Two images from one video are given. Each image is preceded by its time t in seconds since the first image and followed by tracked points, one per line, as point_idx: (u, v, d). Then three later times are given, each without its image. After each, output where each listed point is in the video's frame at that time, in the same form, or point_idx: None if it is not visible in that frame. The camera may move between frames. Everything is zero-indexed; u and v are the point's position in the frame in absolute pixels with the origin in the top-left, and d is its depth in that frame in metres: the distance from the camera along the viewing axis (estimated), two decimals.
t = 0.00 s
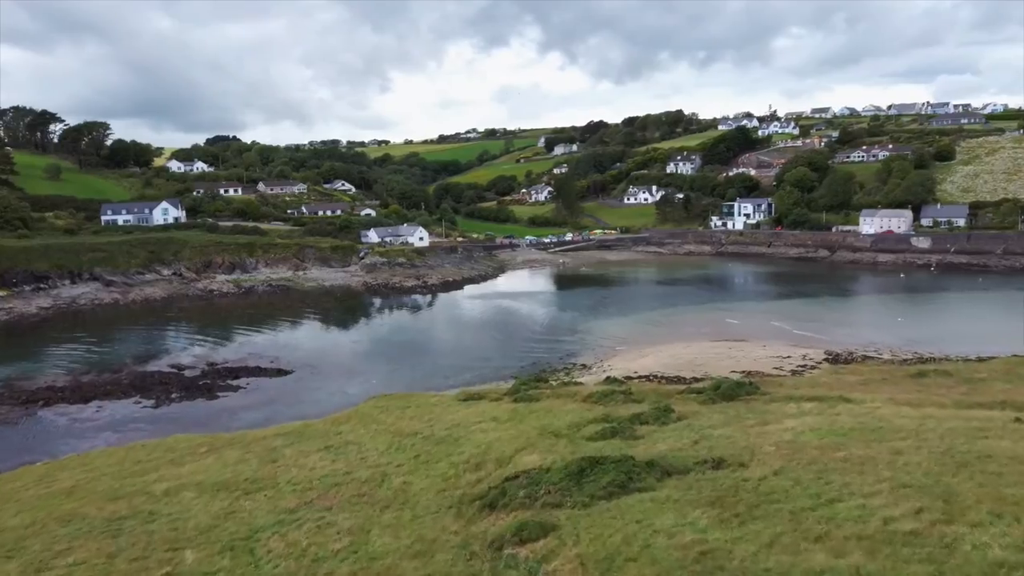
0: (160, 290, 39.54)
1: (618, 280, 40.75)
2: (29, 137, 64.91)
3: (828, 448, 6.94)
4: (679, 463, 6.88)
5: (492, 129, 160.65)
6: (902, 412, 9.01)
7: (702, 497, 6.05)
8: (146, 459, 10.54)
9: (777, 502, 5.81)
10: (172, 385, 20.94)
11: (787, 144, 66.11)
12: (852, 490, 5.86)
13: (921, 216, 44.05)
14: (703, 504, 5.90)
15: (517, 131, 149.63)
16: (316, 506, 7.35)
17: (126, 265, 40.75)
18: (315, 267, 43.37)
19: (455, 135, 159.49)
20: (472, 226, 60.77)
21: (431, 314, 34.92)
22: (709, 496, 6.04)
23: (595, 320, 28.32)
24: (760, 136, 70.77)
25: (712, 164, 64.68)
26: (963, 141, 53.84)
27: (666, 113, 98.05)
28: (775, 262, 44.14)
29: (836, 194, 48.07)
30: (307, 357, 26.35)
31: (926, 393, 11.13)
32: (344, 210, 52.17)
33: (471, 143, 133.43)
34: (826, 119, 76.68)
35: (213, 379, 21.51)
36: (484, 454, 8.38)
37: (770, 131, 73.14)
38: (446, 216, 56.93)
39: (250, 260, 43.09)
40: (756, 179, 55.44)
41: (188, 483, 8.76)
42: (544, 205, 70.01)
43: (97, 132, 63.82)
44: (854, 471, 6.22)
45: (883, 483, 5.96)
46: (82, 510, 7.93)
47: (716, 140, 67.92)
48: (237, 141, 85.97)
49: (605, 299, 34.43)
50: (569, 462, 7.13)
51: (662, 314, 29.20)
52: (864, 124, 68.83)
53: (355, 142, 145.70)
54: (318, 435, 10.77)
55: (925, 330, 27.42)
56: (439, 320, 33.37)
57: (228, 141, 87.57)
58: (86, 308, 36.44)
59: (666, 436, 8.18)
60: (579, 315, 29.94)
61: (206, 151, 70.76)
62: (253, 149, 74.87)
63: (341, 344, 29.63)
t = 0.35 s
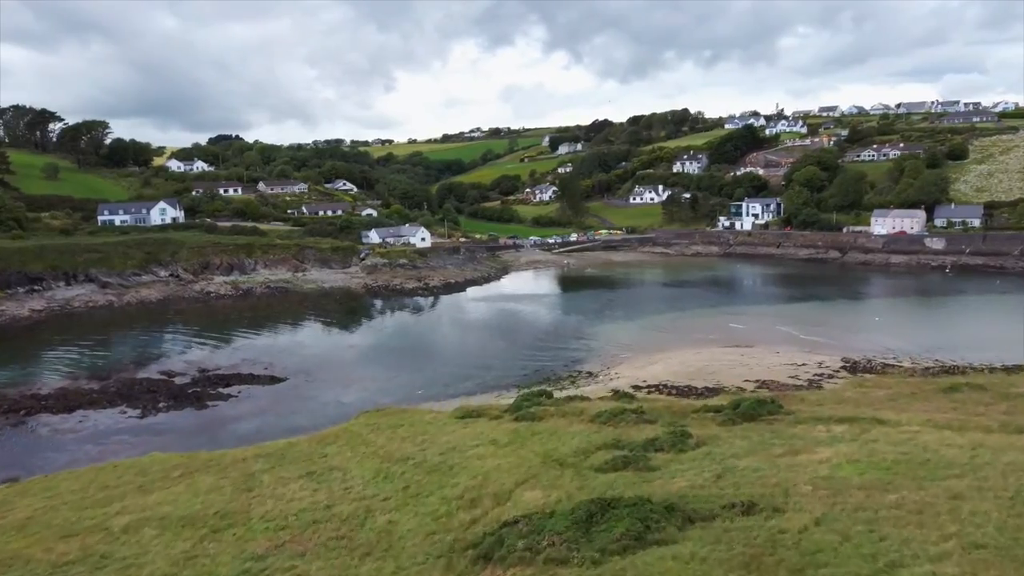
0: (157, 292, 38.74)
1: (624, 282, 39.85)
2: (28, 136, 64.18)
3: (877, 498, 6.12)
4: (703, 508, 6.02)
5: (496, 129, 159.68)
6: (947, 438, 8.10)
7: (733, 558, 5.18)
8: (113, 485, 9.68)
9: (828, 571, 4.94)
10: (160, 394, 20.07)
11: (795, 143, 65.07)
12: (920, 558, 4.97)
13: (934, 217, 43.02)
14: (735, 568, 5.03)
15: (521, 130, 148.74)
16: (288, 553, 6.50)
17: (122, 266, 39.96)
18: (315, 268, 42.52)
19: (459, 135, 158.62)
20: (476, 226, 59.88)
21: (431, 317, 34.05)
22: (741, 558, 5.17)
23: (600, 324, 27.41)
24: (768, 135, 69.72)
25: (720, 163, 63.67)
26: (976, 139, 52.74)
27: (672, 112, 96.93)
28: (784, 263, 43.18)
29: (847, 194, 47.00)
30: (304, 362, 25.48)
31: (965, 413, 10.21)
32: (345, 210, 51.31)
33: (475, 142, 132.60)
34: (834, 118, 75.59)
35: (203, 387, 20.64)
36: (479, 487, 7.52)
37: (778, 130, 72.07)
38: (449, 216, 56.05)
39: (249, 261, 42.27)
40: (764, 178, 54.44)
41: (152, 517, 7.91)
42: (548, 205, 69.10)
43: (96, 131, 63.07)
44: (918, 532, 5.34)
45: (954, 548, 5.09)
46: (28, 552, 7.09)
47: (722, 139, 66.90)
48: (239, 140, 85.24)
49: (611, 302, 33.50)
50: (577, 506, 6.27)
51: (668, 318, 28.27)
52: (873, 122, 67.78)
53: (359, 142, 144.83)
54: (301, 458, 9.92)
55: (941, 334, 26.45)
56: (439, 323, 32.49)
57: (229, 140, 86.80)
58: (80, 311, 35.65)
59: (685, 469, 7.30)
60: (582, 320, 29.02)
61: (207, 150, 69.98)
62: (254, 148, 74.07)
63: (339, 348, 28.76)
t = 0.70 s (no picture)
0: (151, 294, 37.89)
1: (629, 285, 38.91)
2: (25, 135, 63.35)
3: (938, 573, 5.27)
4: None
5: (498, 128, 158.74)
6: (1002, 476, 7.22)
7: None
8: (69, 520, 8.76)
9: None
10: (144, 405, 19.14)
11: (802, 142, 64.00)
12: None
13: (947, 217, 41.99)
14: None
15: (524, 130, 147.90)
16: None
17: (115, 268, 39.08)
18: (313, 270, 41.62)
19: (461, 135, 157.84)
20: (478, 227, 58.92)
21: (430, 320, 33.11)
22: None
23: (605, 330, 26.47)
24: (774, 134, 68.71)
25: (725, 162, 62.64)
26: (987, 138, 51.69)
27: (676, 111, 95.85)
28: (793, 265, 42.18)
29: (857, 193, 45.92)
30: (298, 368, 24.56)
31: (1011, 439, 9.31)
32: (344, 210, 50.43)
33: (478, 142, 131.81)
34: (841, 117, 74.57)
35: (190, 398, 19.71)
36: (473, 534, 6.65)
37: (784, 129, 71.05)
38: (450, 217, 55.16)
39: (245, 263, 41.40)
40: (770, 178, 53.46)
41: (102, 563, 6.99)
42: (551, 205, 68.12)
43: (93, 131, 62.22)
44: None
45: None
46: None
47: (728, 138, 65.91)
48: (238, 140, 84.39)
49: (615, 306, 32.54)
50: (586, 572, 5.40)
51: (673, 323, 27.30)
52: (881, 121, 66.72)
53: (361, 142, 144.14)
54: (278, 490, 9.02)
55: (956, 340, 25.46)
56: (438, 327, 31.55)
57: (229, 140, 85.94)
58: (72, 314, 34.78)
59: (706, 518, 6.44)
60: (586, 325, 28.06)
61: (205, 149, 69.13)
62: (254, 147, 73.18)
63: (334, 352, 27.85)
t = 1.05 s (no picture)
0: (142, 298, 36.92)
1: (633, 288, 37.91)
2: (18, 134, 62.39)
3: None
4: None
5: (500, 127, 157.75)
6: None
7: None
8: (13, 570, 7.81)
9: None
10: (123, 420, 18.17)
11: (809, 141, 62.89)
12: None
13: (959, 218, 40.96)
14: None
15: (525, 128, 146.75)
16: None
17: (106, 270, 38.11)
18: (309, 272, 40.65)
19: (462, 133, 156.82)
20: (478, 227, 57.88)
21: (428, 325, 32.09)
22: None
23: (609, 337, 25.45)
24: (779, 132, 67.62)
25: (730, 161, 61.54)
26: (998, 137, 50.61)
27: (679, 109, 94.72)
28: (801, 267, 41.13)
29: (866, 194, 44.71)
30: (288, 377, 23.53)
31: None
32: (341, 211, 49.45)
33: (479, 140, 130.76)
34: (848, 115, 73.45)
35: (173, 412, 18.74)
36: None
37: (790, 127, 69.97)
38: (450, 218, 54.17)
39: (240, 266, 40.45)
40: (777, 178, 52.41)
41: None
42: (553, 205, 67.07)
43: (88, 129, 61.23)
44: None
45: None
46: None
47: (733, 136, 64.82)
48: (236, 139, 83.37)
49: (619, 311, 31.51)
50: None
51: (679, 330, 26.27)
52: (888, 119, 65.61)
53: (361, 141, 143.26)
54: (248, 535, 8.09)
55: (975, 348, 24.41)
56: (436, 332, 30.53)
57: (227, 139, 84.94)
58: (60, 319, 33.83)
59: None
60: (589, 331, 27.03)
61: (202, 149, 68.15)
62: (251, 146, 72.18)
63: (327, 358, 26.83)
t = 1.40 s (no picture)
0: (131, 302, 35.92)
1: (636, 292, 36.91)
2: (11, 133, 61.42)
3: None
4: None
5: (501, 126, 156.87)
6: None
7: None
8: None
9: None
10: (97, 434, 17.14)
11: (814, 141, 61.80)
12: None
13: (971, 219, 39.88)
14: None
15: (527, 128, 145.71)
16: None
17: (94, 273, 37.10)
18: (303, 274, 39.66)
19: (463, 133, 155.88)
20: (478, 228, 56.85)
21: (424, 328, 31.06)
22: None
23: (612, 345, 24.40)
24: (784, 131, 66.56)
25: (734, 161, 60.47)
26: (1009, 136, 49.55)
27: (682, 108, 93.64)
28: (808, 270, 40.11)
29: (875, 195, 43.42)
30: (276, 384, 22.47)
31: None
32: (338, 212, 48.45)
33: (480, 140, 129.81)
34: (853, 114, 72.41)
35: (151, 426, 17.72)
36: None
37: (795, 126, 68.92)
38: (449, 218, 53.17)
39: (233, 268, 39.47)
40: (782, 178, 51.37)
41: None
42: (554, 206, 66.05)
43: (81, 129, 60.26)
44: None
45: None
46: None
47: (737, 136, 63.77)
48: (234, 138, 82.38)
49: (621, 316, 30.42)
50: None
51: (685, 337, 25.21)
52: (895, 119, 64.57)
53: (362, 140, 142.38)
54: None
55: (994, 356, 23.32)
56: (432, 336, 29.52)
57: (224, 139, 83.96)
58: (45, 323, 32.82)
59: None
60: (591, 338, 25.97)
61: (198, 148, 67.22)
62: (248, 146, 71.18)
63: (319, 364, 25.79)
